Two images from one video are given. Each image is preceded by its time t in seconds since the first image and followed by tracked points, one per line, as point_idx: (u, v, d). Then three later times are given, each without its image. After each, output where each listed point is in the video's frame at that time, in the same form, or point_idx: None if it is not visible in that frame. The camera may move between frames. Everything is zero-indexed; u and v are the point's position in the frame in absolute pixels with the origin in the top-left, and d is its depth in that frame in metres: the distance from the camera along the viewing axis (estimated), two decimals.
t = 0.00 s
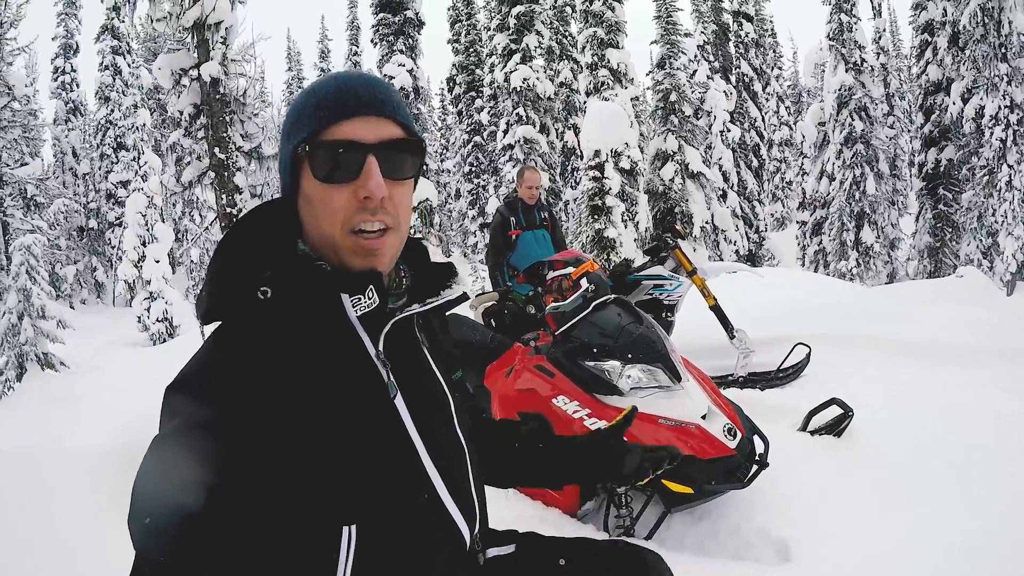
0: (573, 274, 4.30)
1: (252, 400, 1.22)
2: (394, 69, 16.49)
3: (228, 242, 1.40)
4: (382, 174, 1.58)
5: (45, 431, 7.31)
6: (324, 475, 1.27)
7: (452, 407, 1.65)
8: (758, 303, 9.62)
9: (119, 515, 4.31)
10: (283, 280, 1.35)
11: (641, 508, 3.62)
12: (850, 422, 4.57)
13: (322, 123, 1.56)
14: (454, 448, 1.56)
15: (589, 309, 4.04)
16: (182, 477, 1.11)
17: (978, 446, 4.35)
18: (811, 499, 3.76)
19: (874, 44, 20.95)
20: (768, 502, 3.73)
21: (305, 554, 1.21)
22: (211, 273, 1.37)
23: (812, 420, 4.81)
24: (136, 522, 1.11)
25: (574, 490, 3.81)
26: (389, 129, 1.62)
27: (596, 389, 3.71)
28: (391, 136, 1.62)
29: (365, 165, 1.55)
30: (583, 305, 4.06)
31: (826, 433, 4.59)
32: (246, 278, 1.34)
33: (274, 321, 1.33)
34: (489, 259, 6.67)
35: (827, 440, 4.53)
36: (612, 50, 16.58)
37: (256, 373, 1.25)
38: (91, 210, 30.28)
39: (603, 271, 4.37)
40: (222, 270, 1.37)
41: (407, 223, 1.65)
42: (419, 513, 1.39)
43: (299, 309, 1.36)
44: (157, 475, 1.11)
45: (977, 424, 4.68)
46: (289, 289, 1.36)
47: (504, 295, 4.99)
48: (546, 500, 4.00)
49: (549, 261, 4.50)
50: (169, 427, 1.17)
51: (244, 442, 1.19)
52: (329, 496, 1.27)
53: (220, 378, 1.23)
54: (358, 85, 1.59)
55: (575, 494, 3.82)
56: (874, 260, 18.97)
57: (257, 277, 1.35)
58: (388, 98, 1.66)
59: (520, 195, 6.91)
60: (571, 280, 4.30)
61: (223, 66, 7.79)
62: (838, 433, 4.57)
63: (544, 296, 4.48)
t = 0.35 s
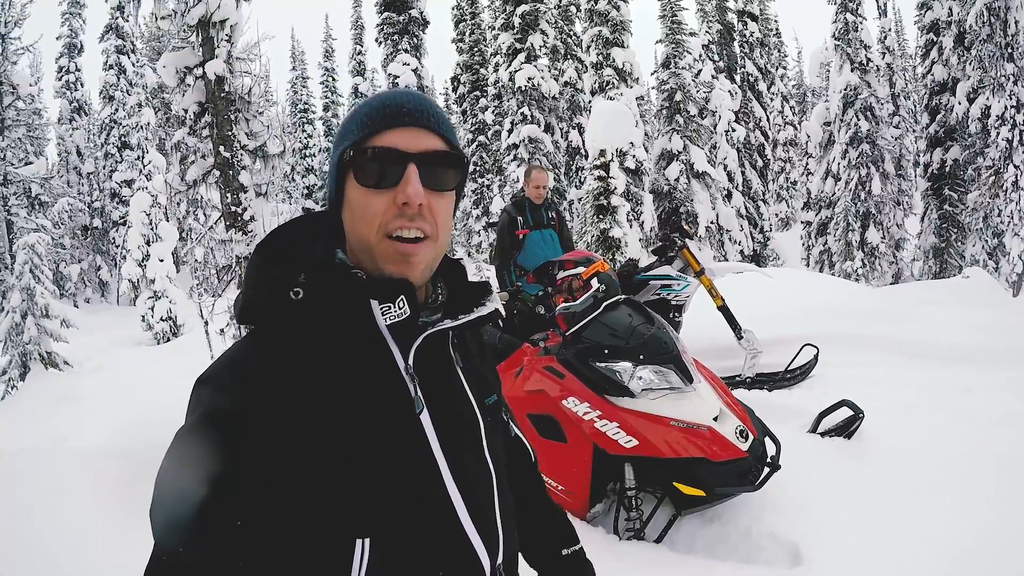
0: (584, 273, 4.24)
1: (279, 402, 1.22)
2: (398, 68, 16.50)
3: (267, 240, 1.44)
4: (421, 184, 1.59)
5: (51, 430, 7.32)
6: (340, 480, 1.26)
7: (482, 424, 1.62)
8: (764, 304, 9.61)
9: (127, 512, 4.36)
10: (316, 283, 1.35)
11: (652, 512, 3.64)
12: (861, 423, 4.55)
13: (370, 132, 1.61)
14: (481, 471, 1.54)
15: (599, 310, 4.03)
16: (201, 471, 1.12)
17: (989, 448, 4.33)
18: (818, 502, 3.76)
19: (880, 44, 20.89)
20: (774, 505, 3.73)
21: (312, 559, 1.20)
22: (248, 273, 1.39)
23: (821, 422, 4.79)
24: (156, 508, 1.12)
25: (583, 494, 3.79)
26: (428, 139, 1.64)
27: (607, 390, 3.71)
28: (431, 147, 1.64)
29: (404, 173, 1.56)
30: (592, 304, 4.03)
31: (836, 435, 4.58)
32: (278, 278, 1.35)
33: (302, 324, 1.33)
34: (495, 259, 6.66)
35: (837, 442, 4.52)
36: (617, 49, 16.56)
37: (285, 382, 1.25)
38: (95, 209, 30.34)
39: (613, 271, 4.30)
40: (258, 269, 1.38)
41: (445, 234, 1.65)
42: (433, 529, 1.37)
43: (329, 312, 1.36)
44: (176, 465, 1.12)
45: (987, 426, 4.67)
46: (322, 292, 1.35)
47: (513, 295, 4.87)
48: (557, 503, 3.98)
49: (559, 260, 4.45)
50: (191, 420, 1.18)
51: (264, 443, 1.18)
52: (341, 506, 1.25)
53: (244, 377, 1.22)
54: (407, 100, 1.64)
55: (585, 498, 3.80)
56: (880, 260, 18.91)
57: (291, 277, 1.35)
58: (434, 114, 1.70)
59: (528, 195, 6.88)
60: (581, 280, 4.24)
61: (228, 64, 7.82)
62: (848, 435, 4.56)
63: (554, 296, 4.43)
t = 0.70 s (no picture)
0: (589, 270, 4.28)
1: (287, 399, 1.24)
2: (400, 66, 16.48)
3: (285, 236, 1.46)
4: (446, 189, 1.61)
5: (54, 427, 7.35)
6: (341, 481, 1.28)
7: (486, 428, 1.64)
8: (766, 302, 9.60)
9: (130, 511, 4.37)
10: (328, 280, 1.37)
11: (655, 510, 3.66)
12: (864, 421, 4.56)
13: (398, 134, 1.62)
14: (483, 477, 1.55)
15: (604, 307, 4.05)
16: (206, 466, 1.15)
17: (992, 446, 4.34)
18: (821, 500, 3.77)
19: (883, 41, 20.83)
20: (777, 503, 3.74)
21: (311, 559, 1.22)
22: (262, 270, 1.40)
23: (824, 420, 4.80)
24: (161, 500, 1.15)
25: (585, 492, 3.81)
26: (454, 146, 1.67)
27: (612, 388, 3.72)
28: (456, 154, 1.67)
29: (430, 178, 1.58)
30: (598, 302, 4.04)
31: (839, 433, 4.59)
32: (291, 275, 1.37)
33: (311, 322, 1.34)
34: (499, 257, 6.62)
35: (840, 439, 4.53)
36: (620, 47, 16.53)
37: (290, 381, 1.26)
38: (97, 206, 30.36)
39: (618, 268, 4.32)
40: (271, 266, 1.39)
41: (463, 239, 1.66)
42: (432, 530, 1.38)
43: (339, 310, 1.37)
44: (180, 462, 1.15)
45: (988, 425, 4.68)
46: (334, 290, 1.37)
47: (518, 293, 4.86)
48: (558, 500, 4.01)
49: (565, 258, 4.46)
50: (197, 413, 1.20)
51: (268, 440, 1.20)
52: (340, 506, 1.27)
53: (252, 374, 1.24)
54: (435, 107, 1.68)
55: (587, 496, 3.82)
56: (882, 258, 18.89)
57: (303, 274, 1.37)
58: (459, 122, 1.73)
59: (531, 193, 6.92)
60: (586, 278, 4.27)
61: (231, 61, 7.84)
62: (851, 433, 4.57)
63: (559, 294, 4.46)
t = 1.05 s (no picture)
0: (588, 269, 4.26)
1: (284, 394, 1.25)
2: (403, 68, 16.52)
3: (277, 229, 1.47)
4: (429, 183, 1.62)
5: (56, 427, 7.37)
6: (337, 475, 1.28)
7: (476, 418, 1.65)
8: (767, 303, 9.60)
9: (127, 511, 4.36)
10: (322, 273, 1.38)
11: (653, 507, 3.67)
12: (863, 421, 4.56)
13: (378, 129, 1.62)
14: (474, 467, 1.56)
15: (603, 306, 4.05)
16: (205, 461, 1.16)
17: (991, 446, 4.34)
18: (821, 500, 3.75)
19: (885, 42, 20.80)
20: (777, 503, 3.73)
21: (308, 550, 1.23)
22: (255, 264, 1.41)
23: (824, 419, 4.80)
24: (159, 495, 1.16)
25: (583, 489, 3.82)
26: (439, 139, 1.67)
27: (609, 385, 3.73)
28: (441, 147, 1.66)
29: (414, 172, 1.59)
30: (596, 300, 4.04)
31: (839, 432, 4.59)
32: (286, 269, 1.38)
33: (306, 315, 1.35)
34: (499, 258, 6.66)
35: (839, 438, 4.54)
36: (621, 49, 16.56)
37: (286, 374, 1.27)
38: (100, 207, 30.41)
39: (617, 267, 4.27)
40: (265, 261, 1.41)
41: (452, 232, 1.68)
42: (425, 522, 1.39)
43: (332, 302, 1.38)
44: (178, 454, 1.17)
45: (989, 424, 4.67)
46: (326, 283, 1.38)
47: (518, 292, 4.84)
48: (556, 497, 4.02)
49: (564, 257, 4.46)
50: (194, 406, 1.22)
51: (265, 434, 1.21)
52: (337, 499, 1.28)
53: (248, 369, 1.25)
54: (419, 98, 1.66)
55: (584, 493, 3.83)
56: (883, 260, 18.88)
57: (297, 269, 1.38)
58: (445, 113, 1.72)
59: (531, 193, 6.91)
60: (586, 276, 4.25)
61: (233, 63, 7.85)
62: (850, 432, 4.57)
63: (558, 292, 4.46)
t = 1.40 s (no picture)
0: (590, 283, 4.26)
1: (285, 398, 1.24)
2: (406, 82, 16.65)
3: (281, 243, 1.47)
4: (429, 200, 1.61)
5: (54, 437, 7.34)
6: (340, 479, 1.27)
7: (482, 428, 1.62)
8: (769, 315, 9.56)
9: (119, 522, 4.30)
10: (324, 285, 1.37)
11: (657, 520, 3.63)
12: (865, 432, 4.52)
13: (378, 147, 1.61)
14: (482, 476, 1.53)
15: (604, 319, 4.02)
16: (207, 464, 1.16)
17: (996, 456, 4.29)
18: (824, 512, 3.72)
19: (884, 55, 20.93)
20: (779, 514, 3.70)
21: (314, 557, 1.22)
22: (258, 276, 1.41)
23: (826, 431, 4.76)
24: (167, 495, 1.17)
25: (587, 503, 3.78)
26: (438, 156, 1.66)
27: (611, 398, 3.70)
28: (440, 163, 1.66)
29: (413, 189, 1.59)
30: (597, 313, 4.02)
31: (841, 444, 4.55)
32: (289, 281, 1.38)
33: (308, 325, 1.34)
34: (501, 273, 6.69)
35: (842, 450, 4.50)
36: (622, 63, 16.67)
37: (289, 380, 1.26)
38: (103, 219, 30.53)
39: (618, 281, 4.30)
40: (268, 273, 1.40)
41: (453, 248, 1.67)
42: (432, 527, 1.37)
43: (335, 312, 1.37)
44: (186, 460, 1.17)
45: (993, 434, 4.63)
46: (329, 294, 1.37)
47: (519, 306, 4.80)
48: (559, 510, 3.97)
49: (565, 271, 4.45)
50: (201, 414, 1.22)
51: (269, 439, 1.20)
52: (341, 505, 1.26)
53: (251, 376, 1.25)
54: (417, 115, 1.65)
55: (589, 507, 3.79)
56: (885, 272, 18.85)
57: (300, 282, 1.37)
58: (444, 130, 1.71)
59: (533, 208, 6.89)
60: (586, 290, 4.26)
61: (238, 76, 7.90)
62: (852, 444, 4.53)
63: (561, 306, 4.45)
